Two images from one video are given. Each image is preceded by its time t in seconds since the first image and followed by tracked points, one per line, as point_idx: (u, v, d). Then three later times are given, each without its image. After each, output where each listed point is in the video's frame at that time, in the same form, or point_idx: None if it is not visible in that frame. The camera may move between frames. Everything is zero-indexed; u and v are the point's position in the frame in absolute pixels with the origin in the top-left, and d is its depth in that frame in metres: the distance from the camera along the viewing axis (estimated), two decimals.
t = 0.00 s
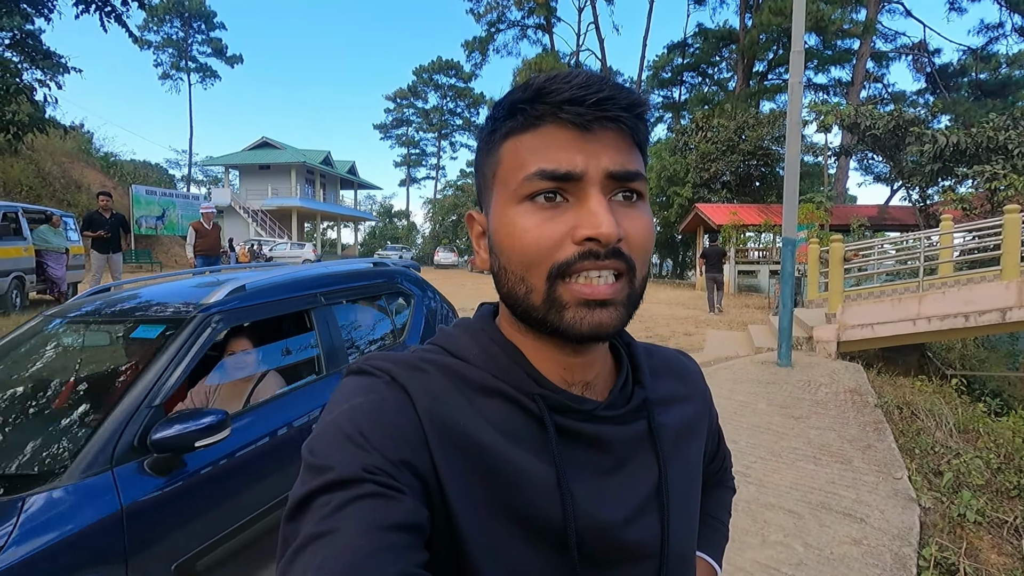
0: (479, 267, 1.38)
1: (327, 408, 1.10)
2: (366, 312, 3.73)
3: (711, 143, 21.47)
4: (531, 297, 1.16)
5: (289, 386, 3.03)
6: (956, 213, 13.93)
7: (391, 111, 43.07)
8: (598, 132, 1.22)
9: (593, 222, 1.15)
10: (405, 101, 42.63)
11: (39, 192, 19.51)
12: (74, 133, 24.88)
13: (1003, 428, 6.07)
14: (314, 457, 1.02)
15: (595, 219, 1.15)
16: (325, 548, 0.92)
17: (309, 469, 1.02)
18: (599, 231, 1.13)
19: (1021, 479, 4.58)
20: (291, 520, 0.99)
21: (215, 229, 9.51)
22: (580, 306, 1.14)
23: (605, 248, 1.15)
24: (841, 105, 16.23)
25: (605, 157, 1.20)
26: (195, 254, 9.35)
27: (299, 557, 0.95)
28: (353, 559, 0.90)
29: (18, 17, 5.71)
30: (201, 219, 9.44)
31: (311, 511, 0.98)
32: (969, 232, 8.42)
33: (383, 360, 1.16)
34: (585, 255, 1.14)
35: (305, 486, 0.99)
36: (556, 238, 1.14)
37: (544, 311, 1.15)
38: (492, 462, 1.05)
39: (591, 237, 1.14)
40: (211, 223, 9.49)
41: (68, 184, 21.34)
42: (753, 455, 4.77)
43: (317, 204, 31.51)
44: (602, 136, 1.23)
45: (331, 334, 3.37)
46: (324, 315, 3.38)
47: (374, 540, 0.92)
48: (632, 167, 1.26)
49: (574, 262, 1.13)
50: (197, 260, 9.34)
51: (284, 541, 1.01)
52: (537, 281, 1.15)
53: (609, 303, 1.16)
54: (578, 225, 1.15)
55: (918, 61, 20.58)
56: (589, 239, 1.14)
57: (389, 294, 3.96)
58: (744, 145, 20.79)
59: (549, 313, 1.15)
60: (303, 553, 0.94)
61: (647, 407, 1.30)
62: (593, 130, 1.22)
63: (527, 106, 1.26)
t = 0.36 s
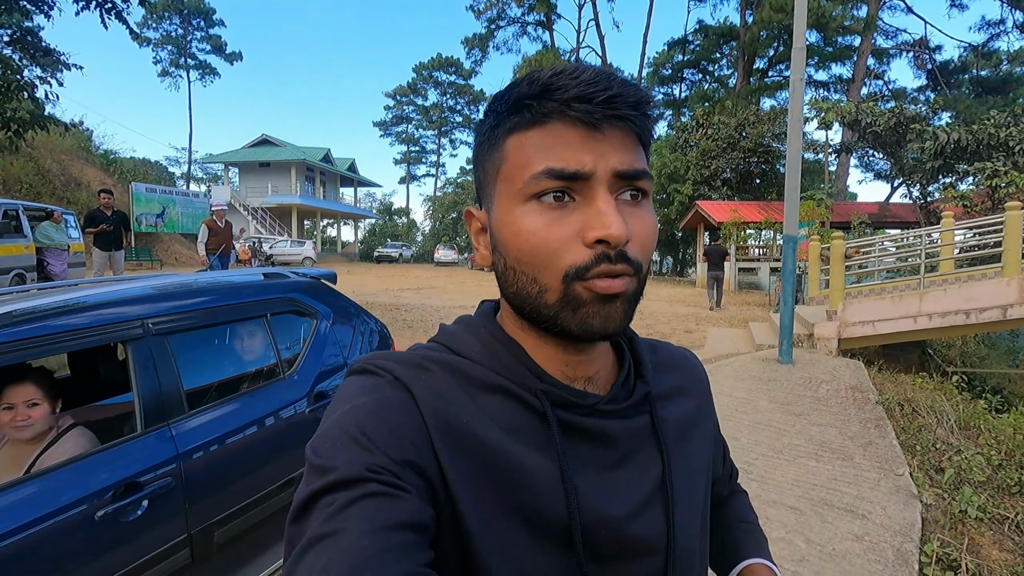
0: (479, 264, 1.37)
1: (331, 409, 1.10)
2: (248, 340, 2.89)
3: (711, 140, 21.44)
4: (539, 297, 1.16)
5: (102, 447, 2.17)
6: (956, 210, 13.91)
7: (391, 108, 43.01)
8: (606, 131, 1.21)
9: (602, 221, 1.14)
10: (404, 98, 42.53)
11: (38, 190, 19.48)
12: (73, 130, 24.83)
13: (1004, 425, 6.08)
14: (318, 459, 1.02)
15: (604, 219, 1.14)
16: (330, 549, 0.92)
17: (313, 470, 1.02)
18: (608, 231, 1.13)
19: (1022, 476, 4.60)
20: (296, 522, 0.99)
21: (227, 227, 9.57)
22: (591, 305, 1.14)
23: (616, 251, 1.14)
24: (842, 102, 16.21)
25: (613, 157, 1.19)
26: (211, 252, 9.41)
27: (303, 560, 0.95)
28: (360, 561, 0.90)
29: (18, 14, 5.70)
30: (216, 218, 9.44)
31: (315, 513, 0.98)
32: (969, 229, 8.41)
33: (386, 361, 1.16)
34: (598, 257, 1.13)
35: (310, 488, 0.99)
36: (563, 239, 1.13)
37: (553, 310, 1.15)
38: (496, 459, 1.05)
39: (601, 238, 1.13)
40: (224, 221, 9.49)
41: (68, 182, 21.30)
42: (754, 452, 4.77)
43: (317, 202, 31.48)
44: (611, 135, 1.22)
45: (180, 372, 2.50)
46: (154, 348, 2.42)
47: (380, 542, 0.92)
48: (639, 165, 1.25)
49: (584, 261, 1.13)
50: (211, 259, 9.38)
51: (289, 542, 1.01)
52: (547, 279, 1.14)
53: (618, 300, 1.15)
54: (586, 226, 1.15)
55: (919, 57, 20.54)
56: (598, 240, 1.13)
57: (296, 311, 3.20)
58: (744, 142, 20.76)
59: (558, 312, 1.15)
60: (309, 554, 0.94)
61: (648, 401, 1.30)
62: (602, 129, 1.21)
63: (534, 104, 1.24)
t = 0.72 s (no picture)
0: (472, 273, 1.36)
1: (322, 424, 1.09)
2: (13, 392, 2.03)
3: (708, 135, 21.42)
4: (536, 314, 1.16)
5: None
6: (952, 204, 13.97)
7: (386, 101, 42.75)
8: (619, 155, 1.20)
9: (607, 245, 1.14)
10: (400, 91, 42.28)
11: (30, 184, 19.30)
12: (66, 123, 24.58)
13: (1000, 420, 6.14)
14: (310, 475, 1.00)
15: (609, 243, 1.14)
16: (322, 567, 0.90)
17: (304, 488, 1.00)
18: (613, 256, 1.13)
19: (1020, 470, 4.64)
20: (288, 542, 0.97)
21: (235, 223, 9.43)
22: (592, 324, 1.14)
23: (618, 275, 1.14)
24: (839, 97, 16.23)
25: (623, 180, 1.19)
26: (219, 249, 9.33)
27: None
28: None
29: (9, 6, 5.63)
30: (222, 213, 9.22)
31: (306, 531, 0.96)
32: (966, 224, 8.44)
33: (379, 375, 1.15)
34: (601, 281, 1.13)
35: (302, 505, 0.97)
36: (568, 260, 1.14)
37: (552, 329, 1.15)
38: (490, 471, 1.04)
39: (606, 262, 1.13)
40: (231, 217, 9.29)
41: (60, 176, 21.11)
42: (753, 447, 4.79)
43: (313, 196, 31.32)
44: (619, 157, 1.21)
45: None
46: None
47: (375, 557, 0.90)
48: (645, 188, 1.25)
49: (583, 283, 1.13)
50: (220, 256, 9.28)
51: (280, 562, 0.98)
52: (545, 298, 1.14)
53: (617, 320, 1.15)
54: (593, 249, 1.15)
55: (916, 51, 20.55)
56: (603, 264, 1.13)
57: (100, 353, 2.26)
58: (742, 137, 20.76)
59: (560, 331, 1.15)
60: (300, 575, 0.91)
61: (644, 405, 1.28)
62: (611, 151, 1.20)
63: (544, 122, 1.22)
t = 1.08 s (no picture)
0: (481, 264, 1.36)
1: (332, 418, 1.09)
2: None
3: (696, 130, 21.50)
4: (543, 310, 1.16)
5: None
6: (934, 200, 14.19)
7: (373, 95, 42.36)
8: (628, 145, 1.19)
9: (616, 239, 1.14)
10: (387, 84, 41.91)
11: (8, 177, 18.88)
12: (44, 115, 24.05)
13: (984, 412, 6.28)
14: (320, 469, 1.00)
15: (618, 237, 1.14)
16: (334, 560, 0.89)
17: (315, 481, 1.00)
18: (621, 250, 1.13)
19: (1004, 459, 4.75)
20: (299, 535, 0.97)
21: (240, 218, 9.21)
22: (599, 320, 1.15)
23: (628, 269, 1.14)
24: (825, 92, 16.41)
25: (632, 171, 1.18)
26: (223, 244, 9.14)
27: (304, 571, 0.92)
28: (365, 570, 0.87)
29: None
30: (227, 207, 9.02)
31: (317, 524, 0.95)
32: (949, 219, 8.56)
33: (386, 368, 1.16)
34: (609, 274, 1.13)
35: (312, 499, 0.97)
36: (576, 253, 1.13)
37: (560, 324, 1.15)
38: (499, 464, 1.05)
39: (614, 256, 1.13)
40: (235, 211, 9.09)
41: (39, 169, 20.68)
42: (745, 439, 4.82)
43: (298, 190, 31.01)
44: (630, 149, 1.20)
45: None
46: None
47: (385, 550, 0.89)
48: (655, 179, 1.24)
49: (592, 278, 1.13)
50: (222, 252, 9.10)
51: (292, 555, 0.98)
52: (553, 293, 1.14)
53: (626, 317, 1.15)
54: (600, 243, 1.14)
55: (899, 48, 20.78)
56: (611, 257, 1.13)
57: None
58: (729, 132, 20.89)
59: (569, 323, 1.15)
60: (312, 569, 0.91)
61: (654, 396, 1.29)
62: (623, 142, 1.19)
63: (552, 110, 1.21)
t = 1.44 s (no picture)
0: (475, 261, 1.37)
1: (330, 415, 1.10)
2: None
3: (683, 128, 21.64)
4: (536, 306, 1.17)
5: None
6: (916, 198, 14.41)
7: (359, 91, 42.03)
8: (613, 136, 1.19)
9: (604, 233, 1.14)
10: (373, 81, 41.62)
11: None
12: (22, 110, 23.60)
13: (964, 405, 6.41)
14: (319, 467, 1.00)
15: (605, 231, 1.14)
16: (333, 557, 0.89)
17: (314, 479, 1.00)
18: (607, 247, 1.13)
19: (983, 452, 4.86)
20: (299, 533, 0.97)
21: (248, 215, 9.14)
22: (587, 313, 1.15)
23: (614, 265, 1.14)
24: (809, 91, 16.61)
25: (617, 164, 1.18)
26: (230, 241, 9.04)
27: (303, 569, 0.92)
28: (363, 569, 0.87)
29: None
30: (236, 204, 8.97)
31: (316, 521, 0.96)
32: (930, 216, 8.67)
33: (384, 366, 1.16)
34: (597, 269, 1.14)
35: (311, 496, 0.97)
36: (564, 249, 1.14)
37: (549, 320, 1.16)
38: (497, 459, 1.06)
39: (600, 253, 1.13)
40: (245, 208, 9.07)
41: (17, 165, 20.28)
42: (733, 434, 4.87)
43: (284, 187, 30.72)
44: (615, 142, 1.20)
45: None
46: None
47: (385, 547, 0.90)
48: (644, 172, 1.23)
49: (582, 276, 1.14)
50: (231, 247, 9.00)
51: (292, 554, 0.98)
52: (544, 288, 1.15)
53: (614, 312, 1.16)
54: (588, 237, 1.15)
55: (882, 48, 21.06)
56: (596, 254, 1.14)
57: None
58: (715, 130, 21.04)
59: (559, 318, 1.15)
60: (312, 565, 0.91)
61: (650, 392, 1.29)
62: (608, 136, 1.19)
63: (535, 103, 1.22)
